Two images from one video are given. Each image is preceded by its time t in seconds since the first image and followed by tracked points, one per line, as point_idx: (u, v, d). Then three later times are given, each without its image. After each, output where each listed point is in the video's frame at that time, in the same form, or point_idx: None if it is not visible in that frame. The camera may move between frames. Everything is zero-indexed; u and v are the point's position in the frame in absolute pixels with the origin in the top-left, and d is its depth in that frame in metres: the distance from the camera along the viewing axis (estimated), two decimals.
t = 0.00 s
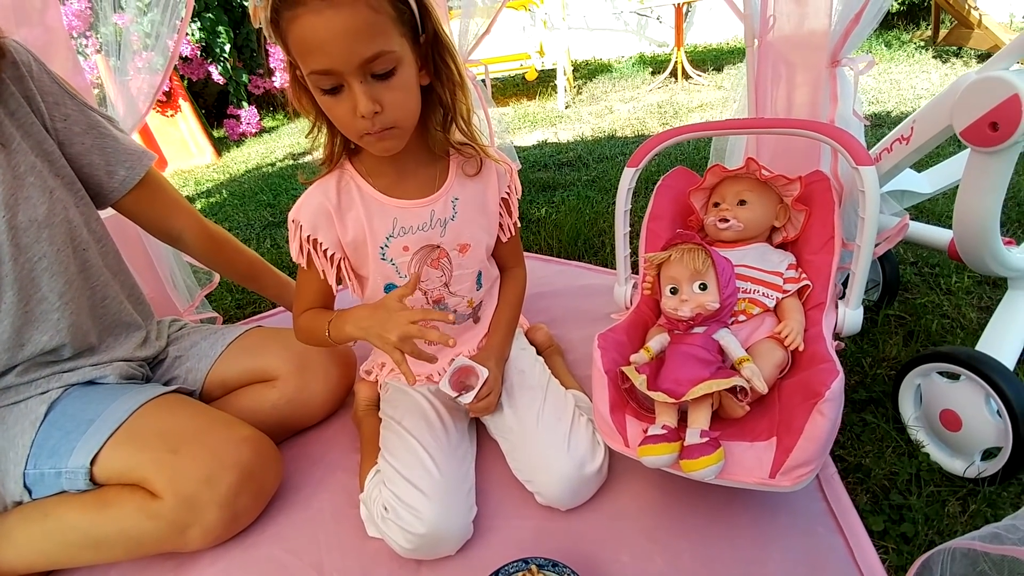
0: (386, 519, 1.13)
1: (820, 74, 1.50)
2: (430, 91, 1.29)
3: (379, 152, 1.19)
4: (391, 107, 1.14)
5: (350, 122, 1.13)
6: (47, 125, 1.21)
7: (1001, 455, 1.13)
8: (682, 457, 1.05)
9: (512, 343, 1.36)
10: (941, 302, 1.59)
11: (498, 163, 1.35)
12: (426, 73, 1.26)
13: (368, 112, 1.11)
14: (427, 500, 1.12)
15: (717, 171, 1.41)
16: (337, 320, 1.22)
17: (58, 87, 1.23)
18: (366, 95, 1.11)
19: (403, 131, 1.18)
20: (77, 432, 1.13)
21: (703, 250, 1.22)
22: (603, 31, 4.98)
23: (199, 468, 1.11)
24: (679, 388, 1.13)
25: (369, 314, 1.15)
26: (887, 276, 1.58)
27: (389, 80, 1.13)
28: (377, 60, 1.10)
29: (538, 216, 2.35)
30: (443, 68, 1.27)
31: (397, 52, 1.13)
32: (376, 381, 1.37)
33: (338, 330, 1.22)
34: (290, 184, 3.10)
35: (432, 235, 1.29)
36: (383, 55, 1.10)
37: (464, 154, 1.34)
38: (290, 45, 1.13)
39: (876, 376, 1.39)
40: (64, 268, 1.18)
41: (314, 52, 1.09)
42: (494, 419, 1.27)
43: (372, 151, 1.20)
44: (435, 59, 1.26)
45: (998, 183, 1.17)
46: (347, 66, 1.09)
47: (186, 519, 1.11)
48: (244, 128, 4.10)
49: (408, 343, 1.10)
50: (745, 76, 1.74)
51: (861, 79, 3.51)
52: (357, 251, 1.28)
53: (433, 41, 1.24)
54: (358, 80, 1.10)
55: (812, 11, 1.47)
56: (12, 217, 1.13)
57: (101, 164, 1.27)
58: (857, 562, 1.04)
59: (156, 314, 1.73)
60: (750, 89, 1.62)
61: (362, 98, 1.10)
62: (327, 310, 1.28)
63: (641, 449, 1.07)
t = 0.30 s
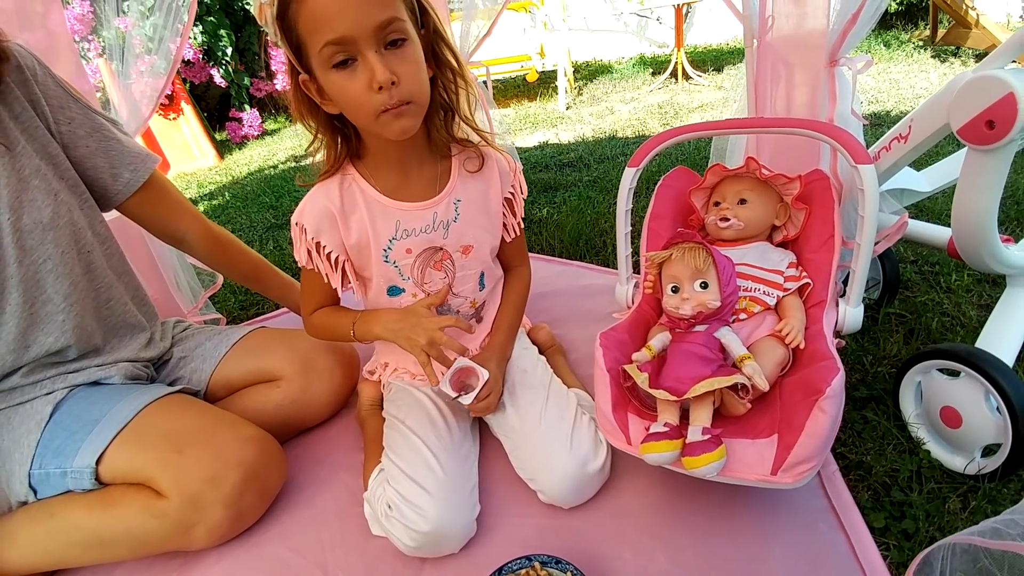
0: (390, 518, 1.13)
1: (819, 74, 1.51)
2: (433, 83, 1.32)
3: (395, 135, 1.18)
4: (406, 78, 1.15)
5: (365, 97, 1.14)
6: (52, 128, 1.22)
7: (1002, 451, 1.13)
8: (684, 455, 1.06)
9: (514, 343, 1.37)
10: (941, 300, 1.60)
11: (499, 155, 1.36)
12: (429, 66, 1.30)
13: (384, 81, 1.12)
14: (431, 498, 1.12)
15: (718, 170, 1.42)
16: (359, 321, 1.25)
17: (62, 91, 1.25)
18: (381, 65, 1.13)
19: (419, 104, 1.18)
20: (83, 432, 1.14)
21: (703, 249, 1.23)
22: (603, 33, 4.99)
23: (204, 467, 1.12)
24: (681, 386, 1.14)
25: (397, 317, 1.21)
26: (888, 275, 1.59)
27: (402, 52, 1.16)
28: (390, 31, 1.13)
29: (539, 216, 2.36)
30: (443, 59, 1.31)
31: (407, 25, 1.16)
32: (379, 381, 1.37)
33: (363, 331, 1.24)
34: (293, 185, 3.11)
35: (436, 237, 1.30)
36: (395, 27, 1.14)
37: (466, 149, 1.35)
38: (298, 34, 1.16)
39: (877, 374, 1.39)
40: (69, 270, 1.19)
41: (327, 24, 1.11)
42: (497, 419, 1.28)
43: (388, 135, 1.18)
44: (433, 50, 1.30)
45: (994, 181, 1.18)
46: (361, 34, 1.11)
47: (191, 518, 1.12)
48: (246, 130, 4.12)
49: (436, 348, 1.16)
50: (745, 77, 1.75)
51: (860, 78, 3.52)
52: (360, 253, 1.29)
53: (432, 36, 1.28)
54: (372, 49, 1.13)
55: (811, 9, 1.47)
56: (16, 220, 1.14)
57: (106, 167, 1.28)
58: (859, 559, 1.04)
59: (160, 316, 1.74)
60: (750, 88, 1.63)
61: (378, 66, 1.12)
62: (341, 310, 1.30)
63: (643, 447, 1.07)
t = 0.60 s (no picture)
0: (393, 515, 1.14)
1: (822, 72, 1.50)
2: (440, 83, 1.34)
3: (400, 126, 1.17)
4: (414, 68, 1.16)
5: (372, 84, 1.14)
6: (60, 126, 1.23)
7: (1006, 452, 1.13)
8: (687, 453, 1.06)
9: (518, 341, 1.37)
10: (945, 300, 1.59)
11: (505, 157, 1.37)
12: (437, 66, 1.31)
13: (391, 68, 1.13)
14: (434, 496, 1.13)
15: (721, 169, 1.41)
16: (359, 315, 1.26)
17: (71, 90, 1.25)
18: (390, 53, 1.14)
19: (426, 96, 1.18)
20: (89, 429, 1.14)
21: (706, 248, 1.23)
22: (606, 32, 4.99)
23: (209, 464, 1.13)
24: (684, 385, 1.14)
25: (395, 307, 1.21)
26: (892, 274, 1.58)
27: (411, 42, 1.17)
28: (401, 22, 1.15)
29: (543, 215, 2.36)
30: (451, 62, 1.33)
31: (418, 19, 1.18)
32: (383, 379, 1.38)
33: (363, 322, 1.25)
34: (296, 185, 3.12)
35: (439, 236, 1.30)
36: (406, 19, 1.16)
37: (471, 150, 1.36)
38: (311, 24, 1.17)
39: (881, 374, 1.39)
40: (76, 268, 1.20)
41: (338, 11, 1.13)
42: (500, 417, 1.28)
43: (393, 126, 1.18)
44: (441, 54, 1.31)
45: (998, 180, 1.17)
46: (372, 21, 1.13)
47: (195, 515, 1.13)
48: (250, 130, 4.13)
49: (431, 334, 1.16)
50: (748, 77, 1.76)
51: (864, 78, 3.51)
52: (363, 249, 1.30)
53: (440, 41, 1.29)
54: (381, 36, 1.14)
55: (815, 8, 1.47)
56: (25, 218, 1.15)
57: (113, 166, 1.29)
58: (862, 560, 1.04)
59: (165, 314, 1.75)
60: (753, 87, 1.62)
61: (387, 54, 1.13)
62: (346, 304, 1.31)
63: (646, 445, 1.08)
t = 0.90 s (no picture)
0: (399, 504, 1.13)
1: (838, 69, 1.49)
2: (457, 70, 1.33)
3: (413, 114, 1.17)
4: (427, 56, 1.15)
5: (385, 71, 1.13)
6: (76, 105, 1.23)
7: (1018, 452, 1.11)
8: (697, 447, 1.05)
9: (525, 333, 1.36)
10: (957, 300, 1.57)
11: (517, 149, 1.35)
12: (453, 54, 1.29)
13: (403, 56, 1.12)
14: (440, 485, 1.12)
15: (734, 163, 1.41)
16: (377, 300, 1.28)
17: (86, 69, 1.25)
18: (402, 39, 1.12)
19: (439, 86, 1.18)
20: (95, 411, 1.14)
21: (719, 240, 1.21)
22: (617, 30, 4.97)
23: (215, 448, 1.13)
24: (695, 378, 1.13)
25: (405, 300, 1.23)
26: (904, 273, 1.56)
27: (425, 30, 1.15)
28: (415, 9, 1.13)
29: (551, 209, 2.35)
30: (466, 50, 1.31)
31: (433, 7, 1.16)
32: (389, 368, 1.37)
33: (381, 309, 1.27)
34: (305, 175, 3.12)
35: (448, 225, 1.29)
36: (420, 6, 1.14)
37: (483, 141, 1.34)
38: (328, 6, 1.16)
39: (892, 373, 1.38)
40: (87, 247, 1.20)
41: None
42: (507, 409, 1.27)
43: (405, 116, 1.17)
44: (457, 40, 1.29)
45: (1013, 180, 1.16)
46: (385, 8, 1.11)
47: (200, 499, 1.12)
48: (259, 121, 4.13)
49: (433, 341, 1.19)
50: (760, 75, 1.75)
51: (876, 79, 3.49)
52: (372, 236, 1.29)
53: (456, 27, 1.27)
54: (394, 23, 1.12)
55: (828, 11, 1.45)
56: (41, 195, 1.16)
57: (127, 145, 1.29)
58: (872, 558, 1.03)
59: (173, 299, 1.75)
60: (768, 81, 1.60)
61: (399, 41, 1.12)
62: (365, 287, 1.33)
63: (655, 439, 1.06)
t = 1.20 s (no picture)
0: (399, 500, 1.15)
1: (841, 73, 1.50)
2: (461, 74, 1.33)
3: (410, 129, 1.20)
4: (423, 80, 1.16)
5: (383, 96, 1.16)
6: (86, 103, 1.26)
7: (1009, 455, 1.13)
8: (693, 448, 1.07)
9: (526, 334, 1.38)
10: (955, 305, 1.58)
11: (521, 150, 1.37)
12: (457, 57, 1.29)
13: (399, 85, 1.14)
14: (440, 482, 1.14)
15: (735, 167, 1.41)
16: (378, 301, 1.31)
17: (96, 67, 1.28)
18: (399, 68, 1.14)
19: (435, 105, 1.20)
20: (103, 406, 1.16)
21: (719, 245, 1.23)
22: (623, 30, 4.98)
23: (220, 444, 1.15)
24: (692, 380, 1.14)
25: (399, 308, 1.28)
26: (903, 278, 1.57)
27: (421, 53, 1.15)
28: (410, 34, 1.13)
29: (554, 210, 2.36)
30: (472, 50, 1.30)
31: (429, 27, 1.15)
32: (393, 366, 1.40)
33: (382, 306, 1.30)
34: (310, 174, 3.14)
35: (452, 224, 1.31)
36: (415, 29, 1.13)
37: (488, 141, 1.36)
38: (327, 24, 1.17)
39: (888, 377, 1.39)
40: (98, 243, 1.23)
41: (349, 27, 1.12)
42: (507, 408, 1.29)
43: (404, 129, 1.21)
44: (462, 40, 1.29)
45: (1012, 189, 1.17)
46: (380, 38, 1.12)
47: (205, 493, 1.15)
48: (265, 119, 4.15)
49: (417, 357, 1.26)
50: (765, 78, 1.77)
51: (882, 83, 3.49)
52: (378, 233, 1.32)
53: (462, 26, 1.26)
54: (390, 53, 1.13)
55: (835, 12, 1.46)
56: (53, 191, 1.19)
57: (136, 144, 1.31)
58: (864, 558, 1.05)
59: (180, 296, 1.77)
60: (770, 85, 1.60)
61: (395, 71, 1.13)
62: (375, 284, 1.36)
63: (652, 439, 1.08)
